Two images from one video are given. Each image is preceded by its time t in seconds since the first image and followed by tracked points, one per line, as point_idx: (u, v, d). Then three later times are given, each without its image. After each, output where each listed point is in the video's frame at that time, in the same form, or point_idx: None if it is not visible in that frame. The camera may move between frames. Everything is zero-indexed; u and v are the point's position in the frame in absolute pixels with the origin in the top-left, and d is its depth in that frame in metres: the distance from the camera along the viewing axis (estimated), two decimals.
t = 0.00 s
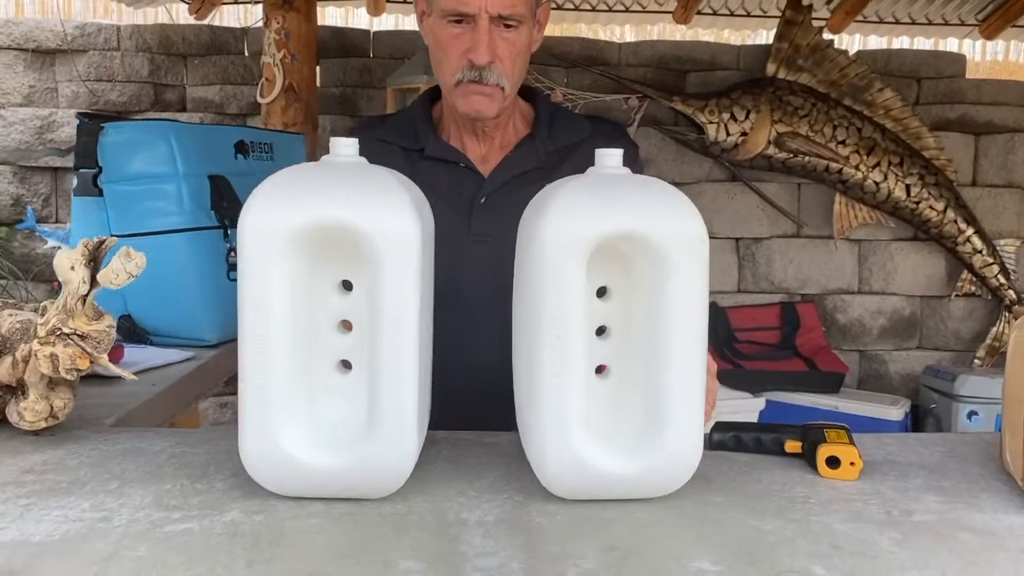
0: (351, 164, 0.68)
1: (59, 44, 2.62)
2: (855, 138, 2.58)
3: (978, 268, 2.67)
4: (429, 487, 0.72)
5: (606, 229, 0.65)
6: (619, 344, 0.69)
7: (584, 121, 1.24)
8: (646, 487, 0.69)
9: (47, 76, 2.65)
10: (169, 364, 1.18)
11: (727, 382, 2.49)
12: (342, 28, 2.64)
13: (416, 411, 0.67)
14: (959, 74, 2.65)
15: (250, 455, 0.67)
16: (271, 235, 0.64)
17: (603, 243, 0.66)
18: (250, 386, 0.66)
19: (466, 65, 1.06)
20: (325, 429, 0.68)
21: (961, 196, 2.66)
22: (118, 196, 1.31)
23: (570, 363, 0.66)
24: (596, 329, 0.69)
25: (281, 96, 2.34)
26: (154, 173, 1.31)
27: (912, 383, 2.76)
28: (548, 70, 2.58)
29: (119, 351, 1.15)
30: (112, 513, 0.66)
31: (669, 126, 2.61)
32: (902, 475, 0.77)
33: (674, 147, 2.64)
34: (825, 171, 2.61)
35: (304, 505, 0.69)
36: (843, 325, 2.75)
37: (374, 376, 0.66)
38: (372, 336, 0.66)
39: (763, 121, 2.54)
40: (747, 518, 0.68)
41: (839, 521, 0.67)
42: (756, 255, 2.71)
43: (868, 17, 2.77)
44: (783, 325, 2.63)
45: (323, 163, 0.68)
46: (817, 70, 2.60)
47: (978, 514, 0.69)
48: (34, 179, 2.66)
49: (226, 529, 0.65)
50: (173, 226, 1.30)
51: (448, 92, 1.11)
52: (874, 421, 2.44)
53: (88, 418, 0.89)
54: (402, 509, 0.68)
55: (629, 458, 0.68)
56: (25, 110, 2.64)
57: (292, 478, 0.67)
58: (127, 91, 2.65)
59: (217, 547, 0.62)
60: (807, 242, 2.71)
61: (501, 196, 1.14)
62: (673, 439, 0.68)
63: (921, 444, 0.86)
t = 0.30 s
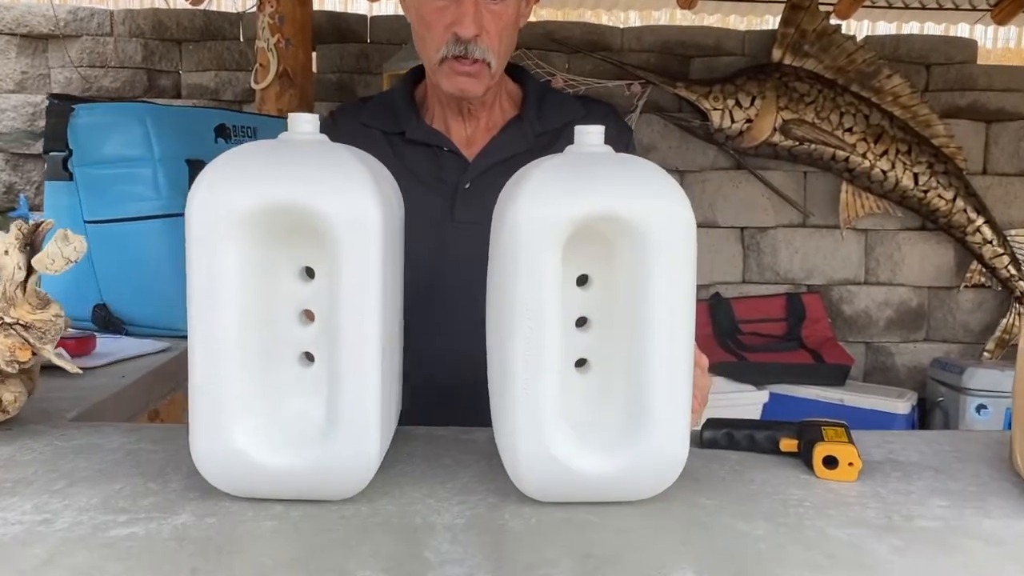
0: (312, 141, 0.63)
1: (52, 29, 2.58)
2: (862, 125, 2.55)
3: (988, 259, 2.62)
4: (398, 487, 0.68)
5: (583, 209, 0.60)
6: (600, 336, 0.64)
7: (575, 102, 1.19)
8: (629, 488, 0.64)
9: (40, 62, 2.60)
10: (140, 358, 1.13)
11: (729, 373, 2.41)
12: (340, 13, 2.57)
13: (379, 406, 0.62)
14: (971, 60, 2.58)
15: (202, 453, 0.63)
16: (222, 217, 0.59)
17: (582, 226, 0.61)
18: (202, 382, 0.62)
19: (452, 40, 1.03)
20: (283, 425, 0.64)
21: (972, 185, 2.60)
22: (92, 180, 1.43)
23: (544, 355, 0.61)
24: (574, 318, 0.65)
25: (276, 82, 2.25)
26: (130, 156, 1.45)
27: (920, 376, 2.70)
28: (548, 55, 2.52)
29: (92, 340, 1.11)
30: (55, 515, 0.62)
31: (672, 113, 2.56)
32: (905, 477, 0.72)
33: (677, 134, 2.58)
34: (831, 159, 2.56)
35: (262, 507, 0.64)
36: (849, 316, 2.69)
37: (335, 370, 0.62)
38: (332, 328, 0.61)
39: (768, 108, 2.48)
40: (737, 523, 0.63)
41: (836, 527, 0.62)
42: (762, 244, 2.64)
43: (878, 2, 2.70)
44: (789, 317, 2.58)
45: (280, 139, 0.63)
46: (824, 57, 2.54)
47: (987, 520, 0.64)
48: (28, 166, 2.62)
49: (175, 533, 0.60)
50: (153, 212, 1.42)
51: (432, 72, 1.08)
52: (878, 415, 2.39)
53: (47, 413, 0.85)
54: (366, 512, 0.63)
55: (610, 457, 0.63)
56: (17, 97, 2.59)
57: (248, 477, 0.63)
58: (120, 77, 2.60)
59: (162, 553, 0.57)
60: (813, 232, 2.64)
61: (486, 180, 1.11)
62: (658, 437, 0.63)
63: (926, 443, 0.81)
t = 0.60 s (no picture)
0: (303, 110, 0.58)
1: (49, 13, 2.41)
2: (877, 111, 2.47)
3: (1005, 248, 2.55)
4: (397, 485, 0.63)
5: (597, 184, 0.55)
6: (616, 323, 0.59)
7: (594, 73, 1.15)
8: (645, 489, 0.59)
9: (37, 46, 2.44)
10: (131, 348, 1.09)
11: (741, 365, 2.38)
12: None
13: (375, 398, 0.57)
14: (988, 45, 2.52)
15: (184, 448, 0.58)
16: (204, 192, 0.54)
17: (596, 203, 0.56)
18: (183, 371, 0.57)
19: (477, 6, 1.00)
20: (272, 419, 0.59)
21: (989, 172, 2.54)
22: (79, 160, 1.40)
23: (555, 344, 0.56)
24: (586, 303, 0.60)
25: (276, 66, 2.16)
26: (119, 135, 1.40)
27: (934, 368, 2.64)
28: (556, 39, 2.46)
29: (80, 328, 1.06)
30: (26, 516, 0.57)
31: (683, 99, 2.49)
32: (941, 475, 0.67)
33: (688, 121, 2.52)
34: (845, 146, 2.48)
35: (250, 507, 0.59)
36: (862, 307, 2.63)
37: (326, 359, 0.57)
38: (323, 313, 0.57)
39: (781, 93, 2.43)
40: (765, 525, 0.58)
41: (872, 531, 0.58)
42: (774, 233, 2.59)
43: None
44: (802, 307, 2.52)
45: (268, 109, 0.58)
46: (838, 41, 2.48)
47: None
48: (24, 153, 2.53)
49: (155, 535, 0.55)
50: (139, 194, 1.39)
51: (450, 37, 1.04)
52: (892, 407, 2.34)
53: (29, 405, 0.80)
54: (362, 513, 0.59)
55: (625, 455, 0.58)
56: (14, 82, 2.44)
57: (232, 476, 0.58)
58: (119, 62, 2.45)
59: (140, 557, 0.53)
60: (826, 221, 2.59)
61: (502, 161, 1.07)
62: (678, 434, 0.58)
63: (960, 438, 0.76)
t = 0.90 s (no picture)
0: (313, 94, 0.54)
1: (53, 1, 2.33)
2: (893, 102, 2.44)
3: None
4: (415, 497, 0.59)
5: (632, 174, 0.51)
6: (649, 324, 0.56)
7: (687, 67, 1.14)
8: (681, 502, 0.55)
9: (39, 36, 2.36)
10: (133, 345, 1.06)
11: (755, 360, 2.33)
12: None
13: (393, 404, 0.53)
14: (1006, 34, 2.45)
15: (189, 459, 0.54)
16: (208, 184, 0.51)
17: (631, 194, 0.52)
18: (187, 375, 0.53)
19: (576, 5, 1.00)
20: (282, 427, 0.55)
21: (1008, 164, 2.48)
22: (80, 151, 1.35)
23: (585, 347, 0.52)
24: (618, 303, 0.56)
25: (281, 56, 2.10)
26: (120, 125, 1.35)
27: (949, 363, 2.59)
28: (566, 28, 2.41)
29: (80, 325, 1.02)
30: (17, 532, 0.53)
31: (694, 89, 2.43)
32: (991, 485, 0.63)
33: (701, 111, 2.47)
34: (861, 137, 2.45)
35: (258, 521, 0.56)
36: (877, 301, 2.58)
37: (340, 362, 0.53)
38: (337, 312, 0.53)
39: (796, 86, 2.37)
40: (809, 541, 0.54)
41: (926, 548, 0.54)
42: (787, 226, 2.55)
43: None
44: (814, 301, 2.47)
45: (276, 94, 0.54)
46: (854, 29, 2.40)
47: None
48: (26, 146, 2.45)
49: (156, 552, 0.52)
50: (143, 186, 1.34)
51: (552, 37, 1.06)
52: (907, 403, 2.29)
53: (27, 406, 0.77)
54: (378, 528, 0.55)
55: (660, 466, 0.54)
56: (16, 72, 2.35)
57: (239, 488, 0.54)
58: (123, 53, 2.36)
59: None
60: (841, 214, 2.54)
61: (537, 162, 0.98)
62: (717, 443, 0.54)
63: (1005, 444, 0.72)
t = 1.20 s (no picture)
0: (331, 70, 0.51)
1: None
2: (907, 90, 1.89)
3: None
4: (440, 502, 0.56)
5: (677, 155, 0.47)
6: (691, 316, 0.52)
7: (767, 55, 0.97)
8: (725, 507, 0.52)
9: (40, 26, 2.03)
10: (137, 340, 1.02)
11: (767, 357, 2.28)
12: None
13: (417, 401, 0.49)
14: None
15: (199, 459, 0.51)
16: (220, 163, 0.47)
17: (674, 177, 0.48)
18: (198, 369, 0.49)
19: None
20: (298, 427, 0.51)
21: None
22: (81, 139, 1.28)
23: (625, 341, 0.48)
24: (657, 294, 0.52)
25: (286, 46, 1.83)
26: (122, 113, 1.27)
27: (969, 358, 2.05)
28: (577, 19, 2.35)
29: (83, 319, 0.99)
30: (16, 540, 0.50)
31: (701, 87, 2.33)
32: None
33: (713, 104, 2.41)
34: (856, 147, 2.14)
35: (274, 527, 0.52)
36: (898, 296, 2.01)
37: (361, 355, 0.49)
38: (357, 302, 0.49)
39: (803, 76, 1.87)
40: (863, 548, 0.51)
41: (990, 555, 0.50)
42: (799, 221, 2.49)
43: None
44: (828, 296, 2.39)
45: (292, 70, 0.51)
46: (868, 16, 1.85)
47: None
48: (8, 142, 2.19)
49: (165, 560, 0.48)
50: (149, 175, 1.27)
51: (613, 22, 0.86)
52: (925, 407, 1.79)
53: (28, 405, 0.73)
54: (402, 535, 0.51)
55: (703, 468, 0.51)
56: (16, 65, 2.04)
57: (252, 492, 0.51)
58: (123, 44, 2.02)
59: None
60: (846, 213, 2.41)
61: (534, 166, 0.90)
62: (765, 443, 0.50)
63: None
